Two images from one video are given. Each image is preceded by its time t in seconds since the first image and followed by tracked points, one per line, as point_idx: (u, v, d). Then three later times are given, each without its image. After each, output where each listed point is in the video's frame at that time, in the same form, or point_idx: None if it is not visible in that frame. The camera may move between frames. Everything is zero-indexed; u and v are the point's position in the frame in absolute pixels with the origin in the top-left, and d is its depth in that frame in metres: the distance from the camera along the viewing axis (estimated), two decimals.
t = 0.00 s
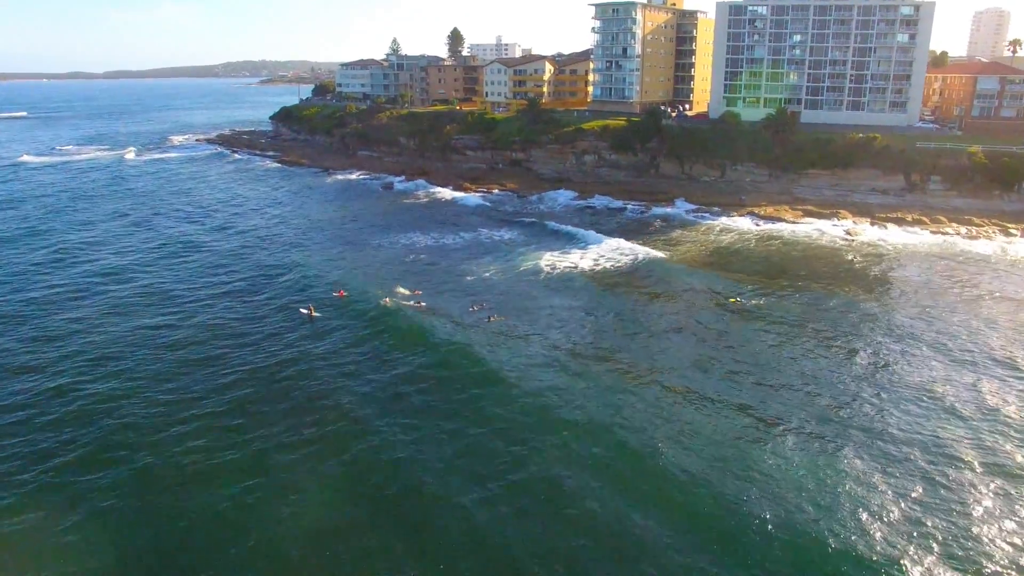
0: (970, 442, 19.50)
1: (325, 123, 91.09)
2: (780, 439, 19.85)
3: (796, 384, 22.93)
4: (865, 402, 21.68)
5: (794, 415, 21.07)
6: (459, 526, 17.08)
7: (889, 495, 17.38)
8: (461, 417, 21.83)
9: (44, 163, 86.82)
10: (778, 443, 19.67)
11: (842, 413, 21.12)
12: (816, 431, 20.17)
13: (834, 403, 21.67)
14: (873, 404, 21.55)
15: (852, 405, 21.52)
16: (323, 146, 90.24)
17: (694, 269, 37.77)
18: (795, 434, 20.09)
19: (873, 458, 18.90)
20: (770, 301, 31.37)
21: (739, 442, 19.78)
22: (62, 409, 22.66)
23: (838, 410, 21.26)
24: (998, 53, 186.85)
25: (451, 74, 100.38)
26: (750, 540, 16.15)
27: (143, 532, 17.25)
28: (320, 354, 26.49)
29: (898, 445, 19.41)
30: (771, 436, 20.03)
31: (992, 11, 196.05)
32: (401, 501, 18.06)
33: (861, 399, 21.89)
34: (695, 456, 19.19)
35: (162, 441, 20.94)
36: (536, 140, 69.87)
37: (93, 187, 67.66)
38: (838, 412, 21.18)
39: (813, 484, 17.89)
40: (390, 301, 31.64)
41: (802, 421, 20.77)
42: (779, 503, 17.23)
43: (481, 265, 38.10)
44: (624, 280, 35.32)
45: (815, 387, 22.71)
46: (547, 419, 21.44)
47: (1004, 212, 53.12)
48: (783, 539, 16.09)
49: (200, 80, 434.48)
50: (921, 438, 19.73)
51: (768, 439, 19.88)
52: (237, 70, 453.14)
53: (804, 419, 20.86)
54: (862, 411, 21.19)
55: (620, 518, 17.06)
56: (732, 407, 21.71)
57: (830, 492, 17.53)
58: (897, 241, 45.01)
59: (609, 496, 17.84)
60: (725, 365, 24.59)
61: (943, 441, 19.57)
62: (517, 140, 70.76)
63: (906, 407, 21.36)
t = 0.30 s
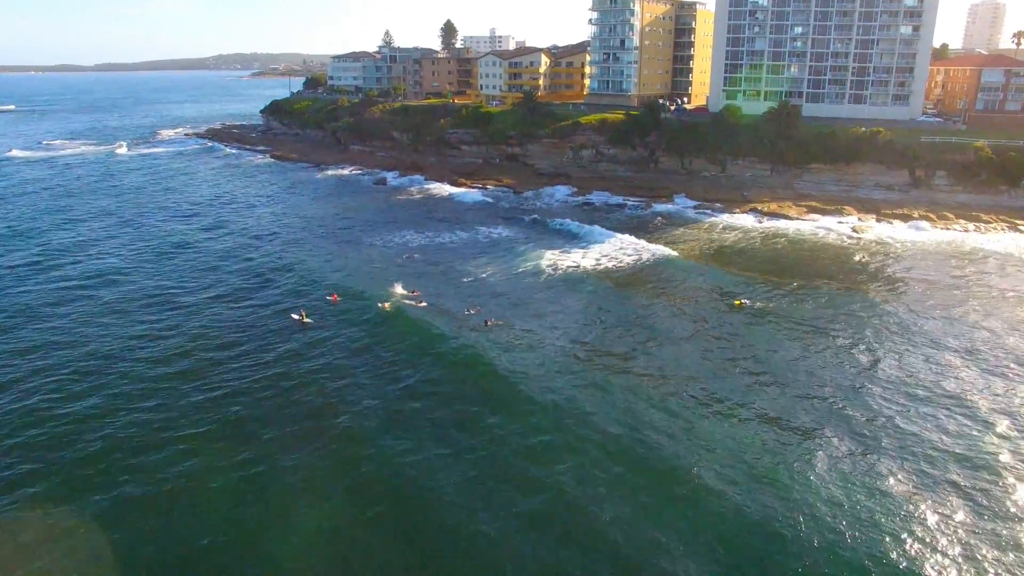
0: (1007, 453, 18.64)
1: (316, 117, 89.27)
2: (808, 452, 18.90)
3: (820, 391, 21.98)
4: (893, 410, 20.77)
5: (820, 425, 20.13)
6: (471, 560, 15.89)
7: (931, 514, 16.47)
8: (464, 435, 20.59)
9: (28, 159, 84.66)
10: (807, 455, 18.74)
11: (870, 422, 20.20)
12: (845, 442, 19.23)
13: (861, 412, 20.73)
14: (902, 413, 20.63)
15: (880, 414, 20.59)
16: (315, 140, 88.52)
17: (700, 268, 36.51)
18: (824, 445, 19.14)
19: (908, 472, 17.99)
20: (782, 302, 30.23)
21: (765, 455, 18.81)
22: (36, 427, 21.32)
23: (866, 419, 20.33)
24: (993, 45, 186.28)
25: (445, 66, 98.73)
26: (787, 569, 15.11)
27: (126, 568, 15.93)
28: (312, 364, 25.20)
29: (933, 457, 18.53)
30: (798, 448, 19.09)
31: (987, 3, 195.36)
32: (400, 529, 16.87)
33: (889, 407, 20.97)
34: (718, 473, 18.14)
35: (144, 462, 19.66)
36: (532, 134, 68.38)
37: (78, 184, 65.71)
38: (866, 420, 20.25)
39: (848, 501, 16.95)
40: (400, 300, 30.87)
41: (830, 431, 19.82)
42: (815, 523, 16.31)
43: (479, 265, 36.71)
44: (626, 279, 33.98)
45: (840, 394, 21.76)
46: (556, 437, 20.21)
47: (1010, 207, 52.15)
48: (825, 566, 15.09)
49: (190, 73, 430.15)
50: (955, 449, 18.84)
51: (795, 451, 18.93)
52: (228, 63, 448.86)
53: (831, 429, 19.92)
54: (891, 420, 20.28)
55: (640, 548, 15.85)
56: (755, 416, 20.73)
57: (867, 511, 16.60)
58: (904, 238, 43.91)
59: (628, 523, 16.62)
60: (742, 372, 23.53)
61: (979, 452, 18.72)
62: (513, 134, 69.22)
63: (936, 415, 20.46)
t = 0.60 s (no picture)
0: None
1: (301, 112, 87.27)
2: (835, 466, 18.17)
3: (841, 401, 21.28)
4: (919, 422, 20.06)
5: (844, 437, 19.42)
6: None
7: (975, 536, 15.70)
8: (462, 456, 19.36)
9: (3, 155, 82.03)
10: (834, 470, 18.02)
11: (896, 435, 19.49)
12: (871, 456, 18.53)
13: (885, 424, 20.04)
14: (928, 424, 19.93)
15: (906, 426, 19.89)
16: (300, 135, 86.52)
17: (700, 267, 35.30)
18: (850, 459, 18.44)
19: (939, 489, 17.27)
20: (790, 306, 29.20)
21: (789, 471, 18.04)
22: None
23: (891, 432, 19.63)
24: (981, 38, 186.29)
25: (433, 59, 96.95)
26: None
27: None
28: (295, 378, 23.79)
29: (963, 472, 17.83)
30: (824, 462, 18.34)
31: None
32: (395, 555, 15.98)
33: (914, 418, 20.26)
34: (738, 494, 17.25)
35: (112, 490, 18.20)
36: (523, 129, 66.90)
37: (54, 181, 63.47)
38: (891, 433, 19.54)
39: (880, 521, 16.21)
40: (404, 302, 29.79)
41: (855, 444, 19.13)
42: (853, 549, 15.42)
43: (471, 266, 35.31)
44: (624, 281, 32.72)
45: (862, 405, 21.05)
46: (560, 459, 19.03)
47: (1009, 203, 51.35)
48: None
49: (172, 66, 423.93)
50: (986, 464, 18.15)
51: (821, 466, 18.20)
52: (212, 56, 442.95)
53: (856, 442, 19.20)
54: (917, 433, 19.53)
55: None
56: (776, 428, 19.99)
57: (901, 531, 15.85)
58: (906, 234, 42.91)
59: (645, 556, 15.51)
60: (756, 384, 22.64)
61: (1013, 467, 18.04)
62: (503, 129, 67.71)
63: (962, 427, 19.79)
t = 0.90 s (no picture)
0: None
1: (281, 107, 85.22)
2: (861, 480, 17.58)
3: (861, 409, 20.70)
4: (942, 432, 19.53)
5: (868, 448, 18.84)
6: None
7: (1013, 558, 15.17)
8: (459, 476, 18.31)
9: None
10: (862, 484, 17.43)
11: (920, 445, 18.98)
12: (896, 471, 17.91)
13: (908, 434, 19.51)
14: (951, 434, 19.42)
15: (929, 436, 19.34)
16: (281, 130, 84.51)
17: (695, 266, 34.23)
18: (876, 473, 17.85)
19: (969, 504, 16.71)
20: (793, 309, 28.20)
21: (816, 485, 17.41)
22: None
23: (915, 442, 19.10)
24: (962, 31, 186.95)
25: (416, 52, 95.18)
26: None
27: None
28: (275, 395, 22.32)
29: (992, 485, 17.34)
30: (850, 475, 17.75)
31: None
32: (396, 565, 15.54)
33: (937, 428, 19.72)
34: (761, 515, 16.48)
35: (75, 529, 16.70)
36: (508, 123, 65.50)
37: (24, 180, 61.20)
38: (915, 444, 18.98)
39: (914, 541, 15.63)
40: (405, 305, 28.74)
41: (879, 456, 18.57)
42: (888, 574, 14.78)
43: (459, 267, 34.01)
44: (618, 282, 31.60)
45: (883, 413, 20.48)
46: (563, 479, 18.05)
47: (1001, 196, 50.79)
48: None
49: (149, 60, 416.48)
50: (1014, 476, 17.66)
51: (848, 480, 17.61)
52: (189, 50, 435.91)
53: (881, 453, 18.63)
54: (939, 445, 18.96)
55: None
56: (798, 439, 19.33)
57: (936, 551, 15.30)
58: (901, 231, 42.10)
59: None
60: (768, 394, 21.78)
61: None
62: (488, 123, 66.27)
63: (986, 437, 19.30)
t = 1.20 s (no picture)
0: None
1: (253, 102, 82.79)
2: (881, 498, 17.17)
3: (869, 423, 20.17)
4: (956, 441, 19.30)
5: (884, 463, 18.43)
6: None
7: None
8: (452, 507, 17.09)
9: None
10: (881, 498, 17.16)
11: (935, 466, 18.36)
12: (914, 495, 17.28)
13: (919, 449, 19.03)
14: (964, 451, 18.87)
15: (943, 446, 19.11)
16: (253, 126, 82.11)
17: (685, 265, 33.13)
18: (894, 486, 17.59)
19: (993, 530, 16.13)
20: (789, 312, 27.35)
21: (835, 501, 17.09)
22: None
23: (930, 462, 18.48)
24: (935, 23, 188.54)
25: (392, 46, 93.19)
26: None
27: None
28: (247, 417, 20.85)
29: (1010, 503, 16.97)
30: (869, 490, 17.45)
31: None
32: None
33: (950, 436, 19.48)
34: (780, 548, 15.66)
35: (21, 575, 15.14)
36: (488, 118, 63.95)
37: None
38: (930, 455, 18.74)
39: (938, 560, 15.38)
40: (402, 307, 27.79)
41: (894, 474, 18.06)
42: None
43: (439, 271, 32.58)
44: (606, 284, 30.40)
45: (895, 421, 20.23)
46: (565, 508, 16.97)
47: (987, 190, 50.41)
48: None
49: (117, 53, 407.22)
50: None
51: (867, 495, 17.30)
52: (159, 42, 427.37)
53: (897, 469, 18.23)
54: (952, 465, 18.38)
55: None
56: (812, 451, 18.98)
57: (962, 570, 15.06)
58: (890, 227, 41.36)
59: None
60: (771, 409, 20.94)
61: None
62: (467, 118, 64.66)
63: (998, 445, 19.12)
